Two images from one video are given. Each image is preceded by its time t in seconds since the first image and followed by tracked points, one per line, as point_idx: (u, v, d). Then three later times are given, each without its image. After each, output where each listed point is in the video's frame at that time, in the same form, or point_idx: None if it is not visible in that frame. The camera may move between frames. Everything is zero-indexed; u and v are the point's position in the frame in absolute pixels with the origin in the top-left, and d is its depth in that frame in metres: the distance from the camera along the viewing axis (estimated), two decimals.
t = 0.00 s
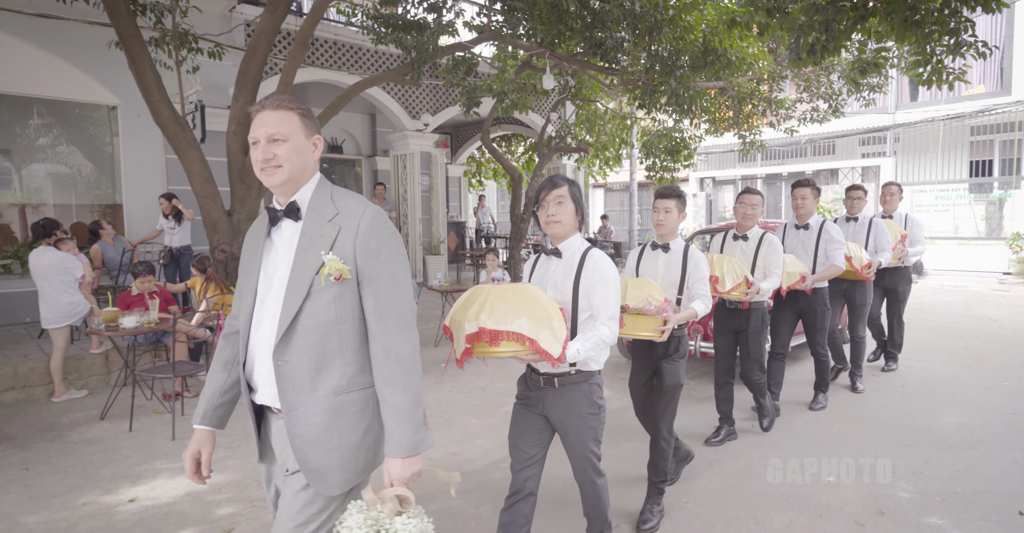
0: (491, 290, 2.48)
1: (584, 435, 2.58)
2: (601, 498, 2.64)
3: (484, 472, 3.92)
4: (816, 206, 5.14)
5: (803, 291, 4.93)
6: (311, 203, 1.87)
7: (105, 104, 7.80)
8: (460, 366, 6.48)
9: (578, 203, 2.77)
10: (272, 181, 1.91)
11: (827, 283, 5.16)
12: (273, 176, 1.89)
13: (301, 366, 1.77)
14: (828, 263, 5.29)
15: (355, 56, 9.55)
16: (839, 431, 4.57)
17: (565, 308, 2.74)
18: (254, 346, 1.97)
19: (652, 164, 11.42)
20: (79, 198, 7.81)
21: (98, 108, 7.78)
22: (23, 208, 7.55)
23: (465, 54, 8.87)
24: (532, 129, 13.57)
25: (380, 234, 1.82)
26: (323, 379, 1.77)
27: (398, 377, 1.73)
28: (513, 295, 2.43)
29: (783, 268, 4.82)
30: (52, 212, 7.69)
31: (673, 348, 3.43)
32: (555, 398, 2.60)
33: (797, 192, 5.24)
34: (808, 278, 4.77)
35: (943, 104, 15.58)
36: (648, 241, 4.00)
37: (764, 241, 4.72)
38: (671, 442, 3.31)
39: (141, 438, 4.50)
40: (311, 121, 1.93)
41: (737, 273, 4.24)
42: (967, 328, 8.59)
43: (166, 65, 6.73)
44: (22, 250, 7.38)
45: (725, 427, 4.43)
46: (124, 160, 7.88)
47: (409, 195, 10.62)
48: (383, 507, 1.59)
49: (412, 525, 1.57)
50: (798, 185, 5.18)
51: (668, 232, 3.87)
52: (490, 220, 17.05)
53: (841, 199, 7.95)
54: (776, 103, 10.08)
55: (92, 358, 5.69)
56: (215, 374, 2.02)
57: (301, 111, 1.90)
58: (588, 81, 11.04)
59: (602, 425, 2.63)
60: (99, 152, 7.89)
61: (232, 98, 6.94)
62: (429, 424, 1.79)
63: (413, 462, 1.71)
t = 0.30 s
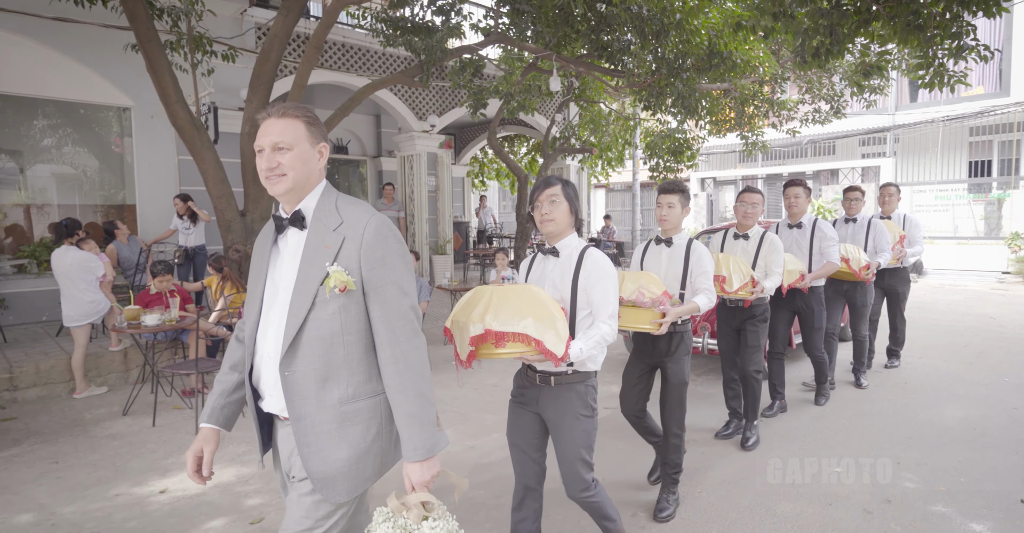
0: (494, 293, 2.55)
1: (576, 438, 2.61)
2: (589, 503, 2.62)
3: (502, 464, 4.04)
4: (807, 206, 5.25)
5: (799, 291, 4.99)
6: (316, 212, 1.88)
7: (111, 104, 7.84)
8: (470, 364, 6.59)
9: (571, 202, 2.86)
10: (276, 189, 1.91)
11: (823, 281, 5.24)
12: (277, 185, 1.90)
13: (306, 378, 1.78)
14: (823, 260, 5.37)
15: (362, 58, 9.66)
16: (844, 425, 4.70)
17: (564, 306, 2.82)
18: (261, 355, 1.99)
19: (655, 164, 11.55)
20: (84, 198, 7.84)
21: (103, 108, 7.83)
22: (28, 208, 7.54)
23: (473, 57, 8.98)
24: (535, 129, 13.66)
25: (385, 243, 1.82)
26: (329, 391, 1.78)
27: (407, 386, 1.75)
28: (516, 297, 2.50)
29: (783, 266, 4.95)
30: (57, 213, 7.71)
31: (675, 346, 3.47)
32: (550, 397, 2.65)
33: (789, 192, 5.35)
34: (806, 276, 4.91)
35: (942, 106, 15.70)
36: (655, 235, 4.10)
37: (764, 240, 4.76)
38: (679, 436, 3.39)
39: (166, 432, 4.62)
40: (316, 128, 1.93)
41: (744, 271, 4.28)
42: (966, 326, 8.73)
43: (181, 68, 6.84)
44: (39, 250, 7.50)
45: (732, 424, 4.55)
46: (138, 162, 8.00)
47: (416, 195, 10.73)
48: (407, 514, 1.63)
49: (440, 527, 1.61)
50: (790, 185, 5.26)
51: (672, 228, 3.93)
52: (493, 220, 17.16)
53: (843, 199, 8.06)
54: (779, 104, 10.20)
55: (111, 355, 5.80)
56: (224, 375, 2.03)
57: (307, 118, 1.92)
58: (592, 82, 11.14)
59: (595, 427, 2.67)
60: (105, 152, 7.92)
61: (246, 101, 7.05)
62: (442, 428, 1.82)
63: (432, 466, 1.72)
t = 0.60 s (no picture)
0: (500, 286, 2.62)
1: (571, 429, 2.68)
2: (572, 500, 2.64)
3: (519, 456, 4.17)
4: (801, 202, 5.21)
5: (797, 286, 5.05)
6: (314, 219, 1.83)
7: (114, 104, 7.91)
8: (481, 361, 6.72)
9: (569, 196, 2.97)
10: (277, 194, 1.88)
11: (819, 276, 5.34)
12: (277, 189, 1.86)
13: (298, 388, 1.75)
14: (820, 256, 5.49)
15: (370, 61, 9.78)
16: (849, 419, 4.84)
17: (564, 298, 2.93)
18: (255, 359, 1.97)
19: (658, 165, 11.68)
20: (88, 199, 7.89)
21: (105, 108, 7.89)
22: (32, 208, 7.54)
23: (479, 59, 9.11)
24: (539, 131, 13.81)
25: (384, 255, 1.78)
26: (320, 402, 1.75)
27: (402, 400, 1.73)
28: (523, 290, 2.58)
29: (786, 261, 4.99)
30: (61, 214, 7.73)
31: (678, 347, 3.45)
32: (550, 388, 2.75)
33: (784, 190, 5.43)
34: (808, 272, 4.96)
35: (940, 107, 15.87)
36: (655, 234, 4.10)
37: (766, 241, 4.82)
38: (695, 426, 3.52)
39: (189, 427, 4.75)
40: (318, 132, 1.89)
41: (750, 274, 4.30)
42: (966, 324, 8.88)
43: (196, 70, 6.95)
44: (55, 250, 7.54)
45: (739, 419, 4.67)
46: (150, 162, 8.12)
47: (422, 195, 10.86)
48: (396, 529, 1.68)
49: None
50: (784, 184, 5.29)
51: (670, 225, 3.86)
52: (495, 220, 17.27)
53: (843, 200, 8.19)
54: (779, 106, 10.34)
55: (130, 353, 5.91)
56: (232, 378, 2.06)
57: (309, 122, 1.87)
58: (595, 83, 11.26)
59: (590, 418, 2.75)
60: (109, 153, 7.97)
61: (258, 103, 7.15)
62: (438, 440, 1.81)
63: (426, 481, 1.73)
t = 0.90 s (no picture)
0: (510, 285, 2.63)
1: (573, 421, 2.72)
2: (565, 494, 2.63)
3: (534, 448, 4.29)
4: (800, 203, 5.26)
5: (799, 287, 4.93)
6: (315, 209, 1.81)
7: (118, 104, 7.99)
8: (490, 357, 6.85)
9: (571, 195, 3.02)
10: (281, 183, 1.87)
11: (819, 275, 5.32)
12: (282, 179, 1.84)
13: (285, 378, 1.74)
14: (818, 254, 5.55)
15: (377, 62, 9.89)
16: (853, 413, 4.97)
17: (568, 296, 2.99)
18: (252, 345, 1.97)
19: (660, 165, 11.78)
20: (89, 199, 7.94)
21: (108, 108, 7.96)
22: (36, 208, 7.59)
23: (485, 60, 9.21)
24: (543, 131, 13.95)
25: (377, 250, 1.73)
26: (306, 394, 1.74)
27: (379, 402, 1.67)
28: (534, 290, 2.60)
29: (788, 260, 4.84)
30: (64, 213, 7.78)
31: (676, 350, 3.47)
32: (553, 386, 2.79)
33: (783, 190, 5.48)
34: (809, 269, 4.82)
35: (939, 107, 15.97)
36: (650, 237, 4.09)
37: (769, 239, 4.72)
38: (700, 419, 3.60)
39: (209, 421, 4.86)
40: (324, 121, 1.86)
41: (751, 270, 4.26)
42: (965, 321, 9.01)
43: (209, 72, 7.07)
44: (69, 249, 7.57)
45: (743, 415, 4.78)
46: (163, 163, 8.26)
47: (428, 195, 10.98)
48: None
49: None
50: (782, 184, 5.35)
51: (667, 231, 3.94)
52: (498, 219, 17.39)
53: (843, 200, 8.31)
54: (781, 106, 10.44)
55: (147, 349, 6.03)
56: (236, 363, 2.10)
57: (315, 112, 1.84)
58: (598, 84, 11.36)
59: (591, 414, 2.78)
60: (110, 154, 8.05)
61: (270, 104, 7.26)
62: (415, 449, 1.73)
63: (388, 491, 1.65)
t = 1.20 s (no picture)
0: (514, 293, 2.63)
1: (578, 433, 2.72)
2: (570, 503, 2.65)
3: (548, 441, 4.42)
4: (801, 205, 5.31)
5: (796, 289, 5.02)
6: (320, 202, 1.83)
7: (124, 104, 8.08)
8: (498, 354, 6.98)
9: (575, 201, 3.01)
10: (288, 177, 1.89)
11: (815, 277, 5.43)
12: (289, 172, 1.87)
13: (286, 368, 1.74)
14: (817, 257, 5.59)
15: (383, 63, 10.00)
16: (856, 407, 5.12)
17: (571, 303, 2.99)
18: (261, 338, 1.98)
19: (661, 165, 11.90)
20: (89, 198, 7.98)
21: (110, 108, 8.01)
22: (37, 207, 7.64)
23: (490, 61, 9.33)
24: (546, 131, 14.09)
25: (377, 241, 1.72)
26: (305, 385, 1.73)
27: (356, 394, 1.60)
28: (538, 298, 2.58)
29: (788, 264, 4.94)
30: (64, 213, 7.83)
31: (668, 348, 3.51)
32: (553, 395, 2.77)
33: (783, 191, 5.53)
34: (808, 272, 4.91)
35: (936, 108, 16.13)
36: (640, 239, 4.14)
37: (769, 235, 4.82)
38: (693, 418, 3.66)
39: (229, 416, 4.98)
40: (329, 115, 1.90)
41: (745, 269, 4.31)
42: (963, 319, 9.16)
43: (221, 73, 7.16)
44: (81, 248, 7.62)
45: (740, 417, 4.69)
46: (173, 164, 8.36)
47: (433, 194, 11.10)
48: (269, 525, 1.44)
49: None
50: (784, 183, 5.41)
51: (654, 230, 4.01)
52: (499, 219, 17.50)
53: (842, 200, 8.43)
54: (781, 107, 10.58)
55: (162, 347, 6.13)
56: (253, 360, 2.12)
57: (319, 104, 1.87)
58: (600, 85, 11.48)
59: (594, 425, 2.77)
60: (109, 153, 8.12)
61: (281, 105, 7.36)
62: (376, 452, 1.63)
63: (341, 491, 1.57)
